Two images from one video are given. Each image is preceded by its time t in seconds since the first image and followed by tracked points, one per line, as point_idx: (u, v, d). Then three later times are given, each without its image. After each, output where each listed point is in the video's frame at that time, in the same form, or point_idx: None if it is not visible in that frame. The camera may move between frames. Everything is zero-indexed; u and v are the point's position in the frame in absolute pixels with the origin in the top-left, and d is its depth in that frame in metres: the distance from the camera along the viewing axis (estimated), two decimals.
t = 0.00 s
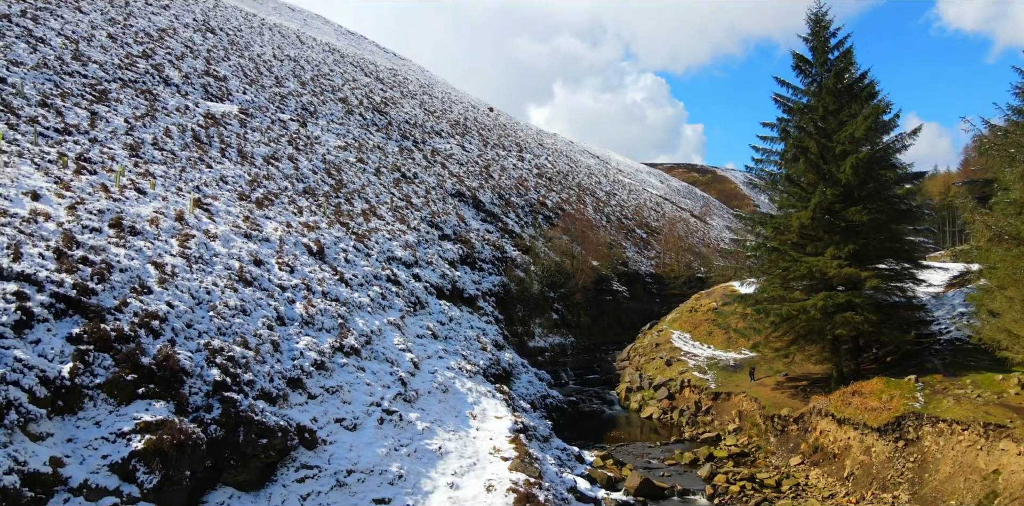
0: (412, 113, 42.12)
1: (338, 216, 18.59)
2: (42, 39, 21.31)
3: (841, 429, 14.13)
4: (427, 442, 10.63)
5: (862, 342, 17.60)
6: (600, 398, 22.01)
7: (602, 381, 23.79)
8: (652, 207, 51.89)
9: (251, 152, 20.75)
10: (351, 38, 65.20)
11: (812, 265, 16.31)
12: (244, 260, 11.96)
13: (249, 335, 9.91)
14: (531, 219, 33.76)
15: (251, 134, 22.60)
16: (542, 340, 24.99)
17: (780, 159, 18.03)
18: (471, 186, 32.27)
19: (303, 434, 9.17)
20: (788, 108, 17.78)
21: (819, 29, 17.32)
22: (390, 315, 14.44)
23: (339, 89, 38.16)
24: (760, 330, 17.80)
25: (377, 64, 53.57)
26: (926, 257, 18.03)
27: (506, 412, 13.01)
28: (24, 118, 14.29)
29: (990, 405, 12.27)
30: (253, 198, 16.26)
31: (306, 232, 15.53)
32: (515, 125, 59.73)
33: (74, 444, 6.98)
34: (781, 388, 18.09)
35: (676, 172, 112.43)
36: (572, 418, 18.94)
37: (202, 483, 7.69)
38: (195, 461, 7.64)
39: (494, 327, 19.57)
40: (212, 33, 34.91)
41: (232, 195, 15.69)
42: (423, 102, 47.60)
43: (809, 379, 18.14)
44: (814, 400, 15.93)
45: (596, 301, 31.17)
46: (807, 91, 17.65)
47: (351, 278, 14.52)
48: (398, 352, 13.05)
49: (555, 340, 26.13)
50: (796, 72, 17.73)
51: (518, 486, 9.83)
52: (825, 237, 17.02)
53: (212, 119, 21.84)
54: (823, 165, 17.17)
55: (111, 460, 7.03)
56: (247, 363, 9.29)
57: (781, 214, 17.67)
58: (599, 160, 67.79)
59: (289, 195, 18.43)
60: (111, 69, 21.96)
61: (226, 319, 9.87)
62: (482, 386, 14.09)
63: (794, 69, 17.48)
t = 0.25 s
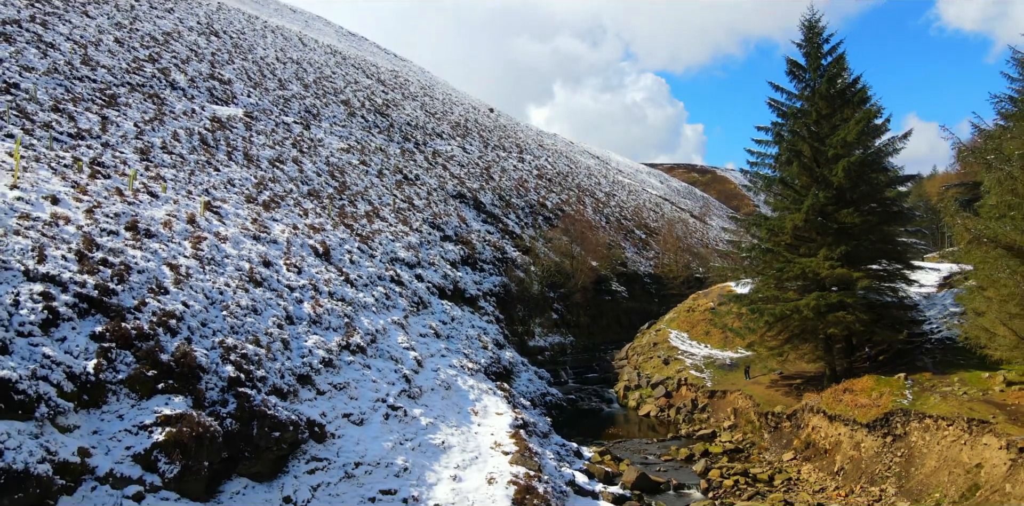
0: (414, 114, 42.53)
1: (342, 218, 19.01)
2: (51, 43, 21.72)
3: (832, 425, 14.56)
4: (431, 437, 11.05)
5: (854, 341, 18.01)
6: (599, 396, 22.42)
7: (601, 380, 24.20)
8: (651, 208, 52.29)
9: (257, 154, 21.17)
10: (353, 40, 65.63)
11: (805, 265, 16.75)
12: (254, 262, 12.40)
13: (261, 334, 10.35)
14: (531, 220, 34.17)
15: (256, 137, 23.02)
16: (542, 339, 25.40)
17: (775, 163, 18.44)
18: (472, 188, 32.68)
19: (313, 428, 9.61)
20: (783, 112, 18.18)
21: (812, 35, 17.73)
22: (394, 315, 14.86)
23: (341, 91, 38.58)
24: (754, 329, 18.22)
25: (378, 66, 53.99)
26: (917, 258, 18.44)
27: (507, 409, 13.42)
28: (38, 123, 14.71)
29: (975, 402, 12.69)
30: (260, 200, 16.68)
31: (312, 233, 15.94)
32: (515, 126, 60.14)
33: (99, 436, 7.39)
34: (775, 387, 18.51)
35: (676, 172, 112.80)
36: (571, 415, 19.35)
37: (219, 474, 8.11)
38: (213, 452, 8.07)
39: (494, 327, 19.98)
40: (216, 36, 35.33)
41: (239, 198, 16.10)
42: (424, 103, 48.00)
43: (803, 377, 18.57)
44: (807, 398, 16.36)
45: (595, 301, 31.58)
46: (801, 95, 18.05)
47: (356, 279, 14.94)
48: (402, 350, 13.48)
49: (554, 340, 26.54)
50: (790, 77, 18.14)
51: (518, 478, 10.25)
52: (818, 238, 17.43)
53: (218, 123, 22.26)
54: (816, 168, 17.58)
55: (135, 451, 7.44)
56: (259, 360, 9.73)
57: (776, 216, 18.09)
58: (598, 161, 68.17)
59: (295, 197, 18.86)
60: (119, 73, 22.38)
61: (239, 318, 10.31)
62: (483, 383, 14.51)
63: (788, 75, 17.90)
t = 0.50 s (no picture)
0: (415, 116, 42.96)
1: (346, 220, 19.44)
2: (61, 48, 22.15)
3: (823, 422, 14.98)
4: (435, 432, 11.47)
5: (847, 340, 18.40)
6: (598, 394, 22.85)
7: (600, 379, 24.63)
8: (651, 209, 52.71)
9: (262, 157, 21.61)
10: (354, 41, 66.02)
11: (798, 266, 17.22)
12: (263, 263, 12.84)
13: (271, 332, 10.80)
14: (531, 221, 34.60)
15: (261, 140, 23.44)
16: (542, 338, 25.82)
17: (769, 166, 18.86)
18: (473, 189, 33.11)
19: (322, 423, 10.04)
20: (777, 116, 18.60)
21: (805, 41, 18.15)
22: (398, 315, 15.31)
23: (343, 94, 39.01)
24: (750, 328, 18.63)
25: (379, 68, 54.38)
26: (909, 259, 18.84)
27: (508, 406, 13.84)
28: (52, 128, 15.14)
29: (960, 398, 13.09)
30: (266, 203, 17.12)
31: (318, 235, 16.37)
32: (515, 127, 60.56)
33: (122, 429, 7.81)
34: (770, 384, 18.93)
35: (676, 172, 113.21)
36: (571, 413, 19.78)
37: (234, 465, 8.51)
38: (228, 445, 8.50)
39: (495, 326, 20.40)
40: (220, 39, 35.77)
41: (247, 200, 16.54)
42: (425, 105, 48.42)
43: (797, 375, 18.98)
44: (799, 395, 16.79)
45: (595, 301, 32.01)
46: (795, 100, 18.47)
47: (361, 280, 15.38)
48: (406, 349, 13.90)
49: (554, 339, 26.97)
50: (784, 82, 18.57)
51: (518, 471, 10.65)
52: (812, 239, 17.85)
53: (224, 126, 22.69)
54: (809, 171, 17.99)
55: (155, 443, 7.86)
56: (269, 358, 10.17)
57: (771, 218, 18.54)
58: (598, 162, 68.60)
59: (300, 199, 19.27)
60: (127, 78, 22.80)
61: (250, 318, 10.76)
62: (485, 381, 14.93)
63: (782, 80, 18.31)
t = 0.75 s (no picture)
0: (416, 118, 43.38)
1: (350, 221, 19.88)
2: (69, 53, 22.56)
3: (815, 418, 15.41)
4: (438, 427, 11.90)
5: (840, 339, 18.80)
6: (597, 392, 23.27)
7: (599, 377, 25.06)
8: (650, 209, 53.15)
9: (268, 160, 22.04)
10: (355, 43, 66.41)
11: (791, 267, 17.65)
12: (272, 264, 13.26)
13: (281, 331, 11.23)
14: (531, 222, 35.02)
15: (266, 143, 23.86)
16: (542, 338, 26.25)
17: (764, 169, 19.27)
18: (474, 190, 33.54)
19: (331, 418, 10.48)
20: (772, 119, 19.01)
21: (799, 47, 18.57)
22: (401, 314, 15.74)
23: (345, 96, 39.44)
24: (745, 327, 19.04)
25: (380, 70, 54.75)
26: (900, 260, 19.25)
27: (508, 402, 14.27)
28: (65, 133, 15.56)
29: (946, 395, 13.52)
30: (273, 205, 17.55)
31: (323, 237, 16.80)
32: (516, 128, 60.96)
33: (143, 422, 8.23)
34: (764, 382, 19.36)
35: (676, 173, 113.62)
36: (570, 410, 20.20)
37: (248, 457, 8.94)
38: (242, 437, 8.93)
39: (496, 325, 20.83)
40: (223, 42, 36.18)
41: (254, 203, 16.96)
42: (426, 106, 48.85)
43: (791, 373, 19.39)
44: (792, 392, 17.23)
45: (594, 301, 32.44)
46: (789, 104, 18.88)
47: (366, 280, 15.82)
48: (409, 347, 14.34)
49: (554, 338, 27.39)
50: (779, 86, 18.99)
51: (518, 465, 11.05)
52: (806, 240, 18.23)
53: (229, 129, 23.11)
54: (803, 174, 18.41)
55: (175, 435, 8.29)
56: (279, 356, 10.61)
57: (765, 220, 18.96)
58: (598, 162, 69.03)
59: (305, 201, 19.69)
60: (134, 82, 23.21)
61: (261, 317, 11.20)
62: (486, 379, 15.36)
63: (777, 85, 18.72)
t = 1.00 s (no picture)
0: (417, 119, 43.80)
1: (354, 223, 20.32)
2: (78, 57, 22.99)
3: (807, 415, 15.84)
4: (441, 422, 12.32)
5: (834, 338, 19.18)
6: (596, 390, 23.68)
7: (598, 376, 25.48)
8: (649, 210, 53.57)
9: (273, 163, 22.46)
10: (356, 44, 66.82)
11: (785, 267, 18.08)
12: (280, 265, 13.70)
13: (290, 330, 11.67)
14: (532, 223, 35.44)
15: (270, 146, 24.28)
16: (541, 337, 26.67)
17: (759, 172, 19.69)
18: (475, 192, 33.97)
19: (338, 413, 10.90)
20: (767, 123, 19.41)
21: (793, 52, 18.98)
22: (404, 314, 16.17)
23: (347, 98, 39.86)
24: (740, 327, 19.45)
25: (381, 71, 55.14)
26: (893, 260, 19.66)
27: (509, 399, 14.69)
28: (77, 137, 15.99)
29: (934, 392, 13.94)
30: (279, 207, 17.97)
31: (328, 238, 17.23)
32: (516, 129, 61.36)
33: (161, 416, 8.64)
34: (759, 380, 19.78)
35: (675, 173, 114.01)
36: (569, 408, 20.61)
37: (261, 450, 9.36)
38: (255, 431, 9.35)
39: (496, 325, 21.25)
40: (227, 45, 36.60)
41: (261, 205, 17.39)
42: (427, 108, 49.27)
43: (786, 372, 19.80)
44: (786, 390, 17.66)
45: (593, 301, 32.87)
46: (783, 109, 19.30)
47: (370, 280, 16.25)
48: (413, 345, 14.76)
49: (553, 337, 27.81)
50: (773, 91, 19.41)
51: (518, 459, 11.45)
52: (800, 242, 18.65)
53: (235, 132, 23.53)
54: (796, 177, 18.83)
55: (192, 429, 8.71)
56: (289, 353, 11.05)
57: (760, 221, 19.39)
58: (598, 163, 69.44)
59: (309, 203, 20.11)
60: (141, 85, 23.63)
61: (271, 316, 11.64)
62: (487, 376, 15.78)
63: (771, 89, 19.13)
